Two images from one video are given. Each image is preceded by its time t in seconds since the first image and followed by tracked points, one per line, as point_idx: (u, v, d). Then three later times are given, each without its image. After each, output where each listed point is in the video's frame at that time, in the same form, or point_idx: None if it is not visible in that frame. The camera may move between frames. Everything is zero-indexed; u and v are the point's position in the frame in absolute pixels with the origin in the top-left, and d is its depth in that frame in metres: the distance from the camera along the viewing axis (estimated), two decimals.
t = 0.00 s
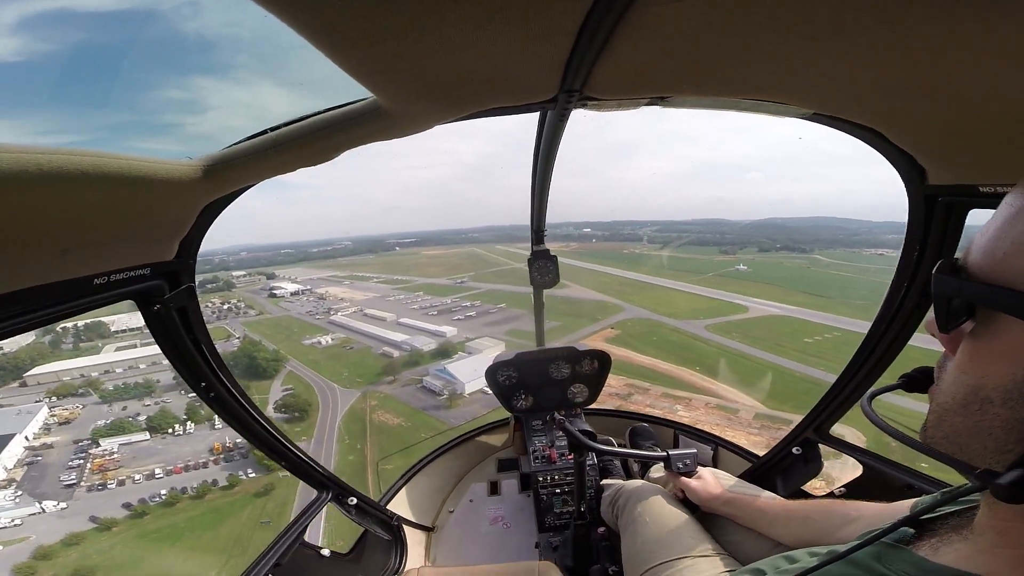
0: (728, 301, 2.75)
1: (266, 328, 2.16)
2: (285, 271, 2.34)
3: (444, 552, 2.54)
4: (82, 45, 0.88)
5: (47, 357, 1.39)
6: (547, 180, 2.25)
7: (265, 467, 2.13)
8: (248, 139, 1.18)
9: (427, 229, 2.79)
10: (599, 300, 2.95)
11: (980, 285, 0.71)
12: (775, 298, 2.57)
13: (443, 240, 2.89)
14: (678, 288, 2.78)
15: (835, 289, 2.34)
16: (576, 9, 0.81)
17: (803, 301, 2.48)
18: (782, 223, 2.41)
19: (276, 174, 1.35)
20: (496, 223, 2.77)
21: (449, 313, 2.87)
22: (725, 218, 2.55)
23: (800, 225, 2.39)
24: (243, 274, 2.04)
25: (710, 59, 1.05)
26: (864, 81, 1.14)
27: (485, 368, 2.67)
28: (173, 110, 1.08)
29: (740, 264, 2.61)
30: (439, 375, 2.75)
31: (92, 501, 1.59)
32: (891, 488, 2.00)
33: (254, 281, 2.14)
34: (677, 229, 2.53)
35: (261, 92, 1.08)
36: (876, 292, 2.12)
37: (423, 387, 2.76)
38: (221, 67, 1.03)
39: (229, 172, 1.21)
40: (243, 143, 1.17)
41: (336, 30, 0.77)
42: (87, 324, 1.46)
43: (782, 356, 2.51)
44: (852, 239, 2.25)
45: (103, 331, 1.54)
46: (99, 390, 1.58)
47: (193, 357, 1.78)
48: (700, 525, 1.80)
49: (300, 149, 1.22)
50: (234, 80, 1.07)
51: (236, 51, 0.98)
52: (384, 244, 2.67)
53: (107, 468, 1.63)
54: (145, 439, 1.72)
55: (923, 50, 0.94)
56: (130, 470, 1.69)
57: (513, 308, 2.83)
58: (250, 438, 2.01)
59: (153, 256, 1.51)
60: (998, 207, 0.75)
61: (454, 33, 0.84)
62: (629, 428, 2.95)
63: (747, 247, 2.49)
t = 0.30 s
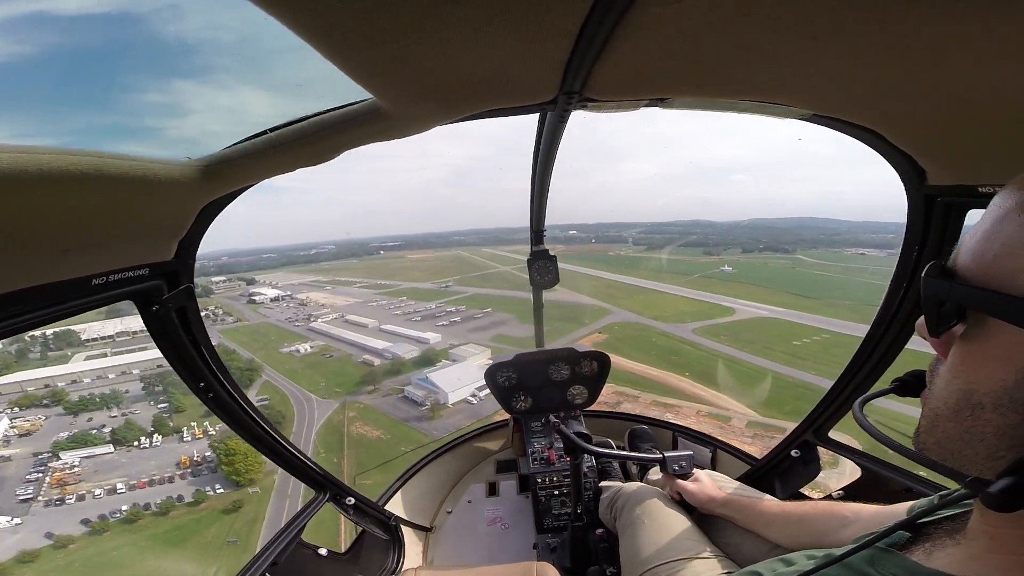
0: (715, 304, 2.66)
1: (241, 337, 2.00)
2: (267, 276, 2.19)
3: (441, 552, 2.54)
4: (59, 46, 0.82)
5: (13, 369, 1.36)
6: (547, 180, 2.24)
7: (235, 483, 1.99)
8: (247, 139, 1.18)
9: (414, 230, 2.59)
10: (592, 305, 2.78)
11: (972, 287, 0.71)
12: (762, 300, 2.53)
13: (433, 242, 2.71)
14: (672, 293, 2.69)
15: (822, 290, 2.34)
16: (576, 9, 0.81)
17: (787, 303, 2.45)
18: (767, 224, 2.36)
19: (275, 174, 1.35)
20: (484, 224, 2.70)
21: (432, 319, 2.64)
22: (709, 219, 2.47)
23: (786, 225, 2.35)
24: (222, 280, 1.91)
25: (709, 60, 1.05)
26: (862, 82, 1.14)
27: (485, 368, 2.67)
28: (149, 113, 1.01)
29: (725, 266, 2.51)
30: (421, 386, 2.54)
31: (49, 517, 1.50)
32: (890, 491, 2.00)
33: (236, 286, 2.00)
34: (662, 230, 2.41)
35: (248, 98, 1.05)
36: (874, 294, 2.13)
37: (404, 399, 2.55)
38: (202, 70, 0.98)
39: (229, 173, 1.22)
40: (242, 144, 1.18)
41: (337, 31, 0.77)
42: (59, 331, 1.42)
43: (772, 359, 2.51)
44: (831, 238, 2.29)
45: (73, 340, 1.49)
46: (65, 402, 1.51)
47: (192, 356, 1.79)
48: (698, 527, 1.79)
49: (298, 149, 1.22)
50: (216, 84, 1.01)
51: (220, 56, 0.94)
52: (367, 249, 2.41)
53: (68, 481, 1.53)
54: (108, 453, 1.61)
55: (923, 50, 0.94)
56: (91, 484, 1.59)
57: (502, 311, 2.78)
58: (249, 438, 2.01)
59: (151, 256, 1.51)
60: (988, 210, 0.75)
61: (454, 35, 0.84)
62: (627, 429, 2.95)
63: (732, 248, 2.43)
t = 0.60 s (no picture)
0: (712, 305, 2.67)
1: (230, 344, 1.93)
2: (256, 281, 2.16)
3: (443, 553, 2.54)
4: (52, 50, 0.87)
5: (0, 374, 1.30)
6: (547, 182, 2.24)
7: (213, 500, 1.87)
8: (248, 143, 1.18)
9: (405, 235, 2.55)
10: (585, 307, 2.74)
11: (979, 286, 0.71)
12: (760, 301, 2.58)
13: (426, 247, 2.63)
14: (666, 294, 2.71)
15: (817, 291, 2.38)
16: (576, 10, 0.81)
17: (785, 303, 2.49)
18: (754, 224, 2.36)
19: (274, 176, 1.34)
20: (472, 228, 2.72)
21: (424, 323, 2.64)
22: (698, 220, 2.45)
23: (776, 225, 2.34)
24: (212, 285, 1.85)
25: (709, 61, 1.05)
26: (862, 82, 1.14)
27: (488, 366, 2.66)
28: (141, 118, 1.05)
29: (718, 267, 2.53)
30: (409, 394, 2.54)
31: (19, 535, 1.40)
32: (892, 489, 2.01)
33: (224, 291, 1.93)
34: (655, 232, 2.43)
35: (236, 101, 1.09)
36: (874, 292, 2.13)
37: (391, 408, 2.52)
38: (191, 75, 1.04)
39: (229, 175, 1.21)
40: (242, 146, 1.18)
41: (336, 31, 0.76)
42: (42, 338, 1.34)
43: (771, 361, 2.52)
44: (822, 237, 2.32)
45: (55, 347, 1.40)
46: (41, 413, 1.41)
47: (193, 358, 1.78)
48: (700, 527, 1.79)
49: (298, 152, 1.22)
50: (207, 89, 1.07)
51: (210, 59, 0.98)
52: (360, 253, 2.42)
53: (40, 497, 1.44)
54: (83, 467, 1.51)
55: (924, 50, 0.94)
56: (65, 500, 1.49)
57: (496, 316, 2.81)
58: (249, 441, 2.00)
59: (151, 258, 1.51)
60: (996, 209, 0.75)
61: (455, 36, 0.84)
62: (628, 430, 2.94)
63: (724, 249, 2.44)
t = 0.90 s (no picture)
0: (716, 306, 2.60)
1: (224, 346, 1.89)
2: (255, 281, 2.10)
3: (442, 553, 2.55)
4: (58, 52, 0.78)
5: None
6: (548, 180, 2.24)
7: (198, 511, 1.79)
8: (249, 140, 1.18)
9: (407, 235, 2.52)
10: (590, 308, 2.75)
11: (976, 287, 0.71)
12: (765, 301, 2.49)
13: (427, 245, 2.63)
14: (669, 294, 2.67)
15: (823, 290, 2.31)
16: (577, 8, 0.80)
17: (786, 301, 2.42)
18: (758, 223, 2.34)
19: (274, 174, 1.35)
20: (474, 227, 2.75)
21: (423, 325, 2.60)
22: (705, 219, 2.45)
23: (779, 222, 2.34)
24: (211, 285, 1.83)
25: (709, 60, 1.05)
26: (862, 81, 1.13)
27: (485, 368, 2.58)
28: (142, 118, 0.99)
29: (723, 267, 2.47)
30: (406, 399, 2.49)
31: None
32: (891, 490, 2.01)
33: (226, 292, 1.91)
34: (659, 230, 2.41)
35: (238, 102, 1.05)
36: (874, 292, 2.13)
37: (387, 414, 2.48)
38: (194, 74, 0.97)
39: (230, 173, 1.22)
40: (243, 144, 1.18)
41: (337, 29, 0.76)
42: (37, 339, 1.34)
43: (775, 362, 2.47)
44: (829, 236, 2.27)
45: (51, 350, 1.40)
46: (29, 417, 1.38)
47: (194, 356, 1.79)
48: (698, 527, 1.79)
49: (299, 149, 1.22)
50: (208, 88, 1.01)
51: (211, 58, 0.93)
52: (361, 253, 2.36)
53: (21, 505, 1.37)
54: (69, 473, 1.47)
55: (924, 51, 0.94)
56: (46, 509, 1.42)
57: (498, 317, 2.81)
58: (248, 438, 2.01)
59: (151, 257, 1.51)
60: (994, 209, 0.75)
61: (455, 34, 0.84)
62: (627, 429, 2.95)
63: (728, 248, 2.40)
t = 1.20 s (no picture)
0: (730, 305, 2.61)
1: (229, 347, 1.90)
2: (264, 282, 2.15)
3: (442, 552, 2.55)
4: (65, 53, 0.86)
5: None
6: (548, 180, 2.24)
7: (189, 520, 1.79)
8: (250, 142, 1.17)
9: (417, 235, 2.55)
10: (595, 308, 2.71)
11: (977, 285, 0.71)
12: (778, 299, 2.48)
13: (433, 245, 2.64)
14: (679, 294, 2.64)
15: (832, 287, 2.30)
16: (577, 8, 0.80)
17: (800, 300, 2.41)
18: (777, 221, 2.35)
19: (275, 176, 1.34)
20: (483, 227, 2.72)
21: (428, 326, 2.57)
22: (715, 217, 2.47)
23: (791, 221, 2.34)
24: (222, 287, 1.89)
25: (709, 60, 1.06)
26: (861, 81, 1.14)
27: (484, 367, 2.64)
28: (152, 121, 1.04)
29: (734, 265, 2.50)
30: (410, 403, 2.50)
31: None
32: (890, 489, 2.01)
33: (233, 292, 1.96)
34: (670, 227, 2.36)
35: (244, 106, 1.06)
36: (874, 292, 2.13)
37: (389, 418, 2.47)
38: (202, 77, 1.01)
39: (231, 175, 1.21)
40: (244, 145, 1.17)
41: (337, 30, 0.76)
42: (44, 341, 1.36)
43: (773, 359, 2.50)
44: (841, 233, 2.27)
45: (58, 352, 1.42)
46: (29, 420, 1.41)
47: (194, 358, 1.78)
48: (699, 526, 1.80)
49: (300, 151, 1.22)
50: (215, 91, 1.04)
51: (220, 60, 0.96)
52: (370, 253, 2.40)
53: (11, 513, 1.39)
54: (64, 479, 1.49)
55: (924, 50, 0.95)
56: (37, 516, 1.44)
57: (502, 317, 2.78)
58: (249, 439, 2.01)
59: (153, 258, 1.51)
60: (995, 208, 0.76)
61: (456, 34, 0.84)
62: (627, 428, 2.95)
63: (738, 246, 2.41)
